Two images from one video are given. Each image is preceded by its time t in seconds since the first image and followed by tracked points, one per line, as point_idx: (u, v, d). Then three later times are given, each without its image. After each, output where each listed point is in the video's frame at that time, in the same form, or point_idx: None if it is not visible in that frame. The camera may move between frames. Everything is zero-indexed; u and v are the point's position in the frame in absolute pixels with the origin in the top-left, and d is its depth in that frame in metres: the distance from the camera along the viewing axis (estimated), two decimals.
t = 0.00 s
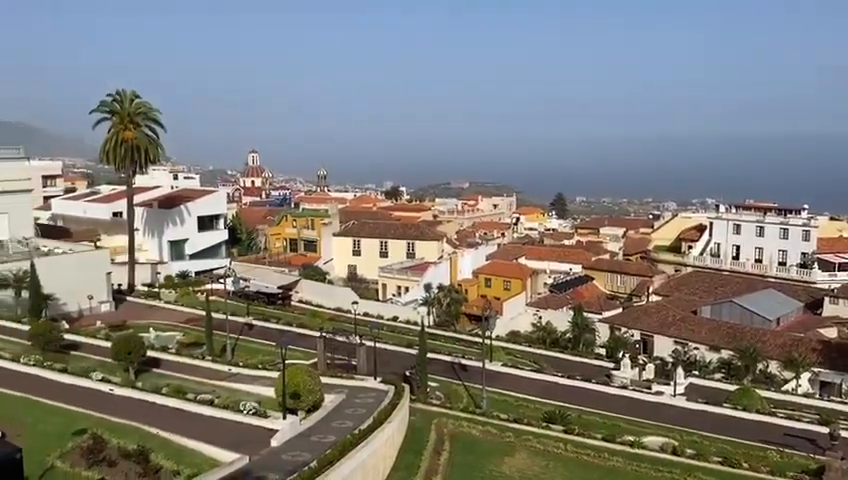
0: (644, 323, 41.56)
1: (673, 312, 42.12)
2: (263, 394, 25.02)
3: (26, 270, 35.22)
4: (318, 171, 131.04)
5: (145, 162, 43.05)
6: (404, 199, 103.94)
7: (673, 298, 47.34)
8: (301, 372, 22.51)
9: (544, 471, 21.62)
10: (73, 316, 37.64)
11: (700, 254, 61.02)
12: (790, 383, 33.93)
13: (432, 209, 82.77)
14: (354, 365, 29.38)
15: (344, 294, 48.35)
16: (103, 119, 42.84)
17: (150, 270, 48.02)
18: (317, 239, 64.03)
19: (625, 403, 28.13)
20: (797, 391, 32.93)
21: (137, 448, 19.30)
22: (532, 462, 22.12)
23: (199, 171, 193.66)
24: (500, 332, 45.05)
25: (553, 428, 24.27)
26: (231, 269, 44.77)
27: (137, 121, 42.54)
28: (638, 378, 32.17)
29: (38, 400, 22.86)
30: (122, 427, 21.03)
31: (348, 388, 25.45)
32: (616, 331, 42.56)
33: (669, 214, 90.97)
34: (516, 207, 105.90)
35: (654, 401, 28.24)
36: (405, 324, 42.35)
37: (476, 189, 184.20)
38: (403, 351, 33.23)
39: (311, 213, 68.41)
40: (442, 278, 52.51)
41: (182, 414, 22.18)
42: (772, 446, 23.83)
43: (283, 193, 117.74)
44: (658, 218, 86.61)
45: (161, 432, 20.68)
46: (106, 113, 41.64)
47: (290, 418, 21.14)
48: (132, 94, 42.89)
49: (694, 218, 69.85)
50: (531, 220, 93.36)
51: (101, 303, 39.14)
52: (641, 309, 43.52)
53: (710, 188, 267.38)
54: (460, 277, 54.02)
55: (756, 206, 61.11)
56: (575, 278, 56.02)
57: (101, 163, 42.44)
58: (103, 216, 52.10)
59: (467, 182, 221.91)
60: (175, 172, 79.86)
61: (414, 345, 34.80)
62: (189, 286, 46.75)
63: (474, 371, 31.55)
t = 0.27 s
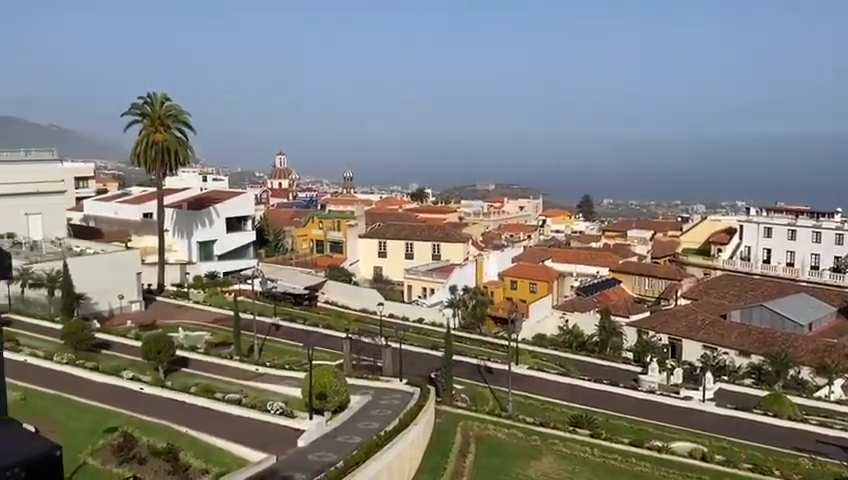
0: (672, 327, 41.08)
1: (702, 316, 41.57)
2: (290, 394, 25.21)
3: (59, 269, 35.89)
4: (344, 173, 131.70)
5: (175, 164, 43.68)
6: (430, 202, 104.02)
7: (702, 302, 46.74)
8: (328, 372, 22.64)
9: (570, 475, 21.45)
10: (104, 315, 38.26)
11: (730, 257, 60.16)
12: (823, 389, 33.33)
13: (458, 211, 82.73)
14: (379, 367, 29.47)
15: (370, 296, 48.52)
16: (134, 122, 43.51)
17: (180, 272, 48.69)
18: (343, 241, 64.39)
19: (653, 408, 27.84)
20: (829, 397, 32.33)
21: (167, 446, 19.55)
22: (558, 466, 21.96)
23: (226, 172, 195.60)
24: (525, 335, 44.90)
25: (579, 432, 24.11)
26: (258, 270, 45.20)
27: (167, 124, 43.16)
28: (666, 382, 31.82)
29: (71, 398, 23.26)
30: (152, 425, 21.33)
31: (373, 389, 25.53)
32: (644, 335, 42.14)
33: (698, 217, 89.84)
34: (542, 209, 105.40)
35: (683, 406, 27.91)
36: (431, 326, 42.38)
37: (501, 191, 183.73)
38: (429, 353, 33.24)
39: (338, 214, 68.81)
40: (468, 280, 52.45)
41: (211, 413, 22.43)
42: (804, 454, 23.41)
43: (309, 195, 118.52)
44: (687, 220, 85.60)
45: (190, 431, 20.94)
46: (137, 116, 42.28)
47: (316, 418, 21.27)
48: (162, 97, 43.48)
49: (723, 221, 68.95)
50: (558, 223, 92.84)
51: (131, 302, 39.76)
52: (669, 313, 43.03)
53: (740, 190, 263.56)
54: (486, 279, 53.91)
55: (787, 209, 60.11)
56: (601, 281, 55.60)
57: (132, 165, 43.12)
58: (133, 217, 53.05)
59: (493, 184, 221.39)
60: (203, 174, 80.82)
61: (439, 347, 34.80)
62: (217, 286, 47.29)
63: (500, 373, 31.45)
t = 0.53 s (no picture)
0: (700, 331, 40.58)
1: (731, 321, 41.00)
2: (315, 395, 25.36)
3: (90, 270, 36.45)
4: (369, 176, 132.25)
5: (203, 166, 44.21)
6: (455, 204, 104.06)
7: (731, 306, 46.13)
8: (353, 373, 22.73)
9: None
10: (133, 315, 38.80)
11: (759, 261, 59.28)
12: None
13: (483, 213, 82.59)
14: (404, 369, 29.53)
15: (396, 299, 48.53)
16: (163, 124, 44.10)
17: (207, 271, 49.21)
18: (368, 243, 64.63)
19: (680, 413, 27.54)
20: None
21: (194, 445, 19.78)
22: (584, 470, 21.76)
23: (252, 175, 197.28)
24: (551, 339, 44.66)
25: (606, 436, 23.92)
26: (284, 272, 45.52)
27: (196, 127, 43.69)
28: (694, 387, 31.44)
29: (101, 397, 23.63)
30: (180, 424, 21.59)
31: (398, 391, 25.57)
32: (671, 339, 41.67)
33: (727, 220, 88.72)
34: (568, 211, 104.79)
35: (711, 411, 27.57)
36: (455, 329, 42.34)
37: (527, 194, 183.41)
38: (454, 355, 33.24)
39: (363, 216, 69.09)
40: (493, 283, 52.33)
41: (238, 413, 22.65)
42: (836, 462, 22.97)
43: (335, 197, 119.12)
44: (715, 223, 84.52)
45: (217, 431, 21.16)
46: (166, 119, 42.84)
47: (342, 419, 21.38)
48: (190, 100, 44.01)
49: (752, 224, 67.99)
50: (584, 226, 92.28)
51: (160, 302, 40.35)
52: (697, 317, 42.50)
53: (769, 193, 259.70)
54: (511, 281, 53.74)
55: (819, 212, 59.08)
56: (628, 284, 55.12)
57: (161, 168, 43.70)
58: (161, 219, 53.92)
59: (517, 187, 220.84)
60: (231, 176, 81.65)
61: (464, 349, 34.78)
62: (243, 287, 47.75)
63: (525, 377, 31.33)
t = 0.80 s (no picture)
0: (727, 336, 40.05)
1: (760, 326, 40.40)
2: (340, 396, 25.48)
3: (118, 271, 36.96)
4: (393, 179, 132.75)
5: (231, 169, 44.72)
6: (479, 206, 103.98)
7: (759, 310, 45.45)
8: (377, 375, 22.80)
9: None
10: (160, 315, 39.34)
11: (789, 265, 58.35)
12: None
13: (507, 216, 82.38)
14: (428, 371, 29.56)
15: (419, 300, 48.48)
16: (191, 127, 44.67)
17: (233, 272, 49.72)
18: (392, 245, 64.82)
19: (707, 418, 27.21)
20: None
21: (221, 444, 20.00)
22: (610, 475, 21.57)
23: (278, 178, 198.74)
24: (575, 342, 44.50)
25: (631, 441, 23.71)
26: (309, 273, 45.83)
27: (223, 130, 44.19)
28: (721, 393, 31.04)
29: (129, 396, 23.98)
30: (206, 424, 21.83)
31: (422, 393, 25.60)
32: (698, 344, 41.17)
33: (755, 223, 87.49)
34: (593, 214, 104.07)
35: (739, 417, 27.20)
36: (479, 332, 42.28)
37: (551, 196, 182.56)
38: (478, 358, 33.20)
39: (387, 219, 69.30)
40: (517, 285, 52.16)
41: (263, 413, 22.84)
42: None
43: (359, 199, 119.47)
44: (743, 227, 83.38)
45: (243, 431, 21.37)
46: (194, 122, 43.40)
47: (366, 421, 21.46)
48: (218, 103, 44.54)
49: (781, 228, 66.98)
50: (609, 229, 91.63)
51: (187, 303, 40.72)
52: (725, 321, 41.95)
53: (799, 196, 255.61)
54: (535, 284, 53.53)
55: None
56: (654, 288, 54.59)
57: (189, 170, 44.26)
58: (189, 220, 54.67)
59: (542, 189, 219.96)
60: (257, 179, 82.40)
61: (488, 352, 34.72)
62: (268, 288, 48.15)
63: (550, 380, 31.18)
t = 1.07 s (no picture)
0: (756, 341, 39.42)
1: (790, 330, 39.70)
2: (364, 397, 25.55)
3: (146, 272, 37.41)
4: (417, 181, 132.92)
5: (257, 171, 45.09)
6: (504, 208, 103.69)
7: (790, 315, 44.70)
8: (402, 377, 22.83)
9: None
10: (188, 316, 39.79)
11: (820, 269, 57.26)
12: None
13: (532, 218, 82.03)
14: (452, 373, 29.51)
15: (442, 302, 48.41)
16: (219, 130, 45.14)
17: (259, 273, 50.14)
18: (416, 247, 64.87)
19: (735, 424, 26.81)
20: None
21: (247, 444, 20.16)
22: None
23: (303, 180, 200.08)
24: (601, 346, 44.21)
25: (658, 446, 23.45)
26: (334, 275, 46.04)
27: (250, 132, 44.59)
28: (750, 399, 30.56)
29: (157, 395, 24.29)
30: (232, 424, 22.02)
31: (447, 395, 25.56)
32: (726, 349, 40.59)
33: (785, 226, 86.07)
34: (619, 217, 103.11)
35: (768, 424, 26.75)
36: (504, 335, 42.13)
37: (577, 199, 181.32)
38: (502, 361, 33.08)
39: (411, 221, 69.40)
40: (542, 288, 51.89)
41: (288, 414, 22.98)
42: None
43: (384, 201, 119.79)
44: (773, 230, 82.07)
45: (269, 431, 21.54)
46: (221, 125, 43.83)
47: (390, 423, 21.48)
48: (245, 106, 44.94)
49: (812, 232, 65.83)
50: (635, 231, 90.81)
51: (213, 304, 41.17)
52: (754, 326, 41.30)
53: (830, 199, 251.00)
54: (560, 287, 53.21)
55: None
56: (681, 292, 53.97)
57: (216, 172, 44.72)
58: (217, 222, 55.26)
59: (567, 192, 218.75)
60: (282, 181, 83.02)
61: (512, 355, 34.58)
62: (294, 289, 48.46)
63: (575, 384, 30.97)
